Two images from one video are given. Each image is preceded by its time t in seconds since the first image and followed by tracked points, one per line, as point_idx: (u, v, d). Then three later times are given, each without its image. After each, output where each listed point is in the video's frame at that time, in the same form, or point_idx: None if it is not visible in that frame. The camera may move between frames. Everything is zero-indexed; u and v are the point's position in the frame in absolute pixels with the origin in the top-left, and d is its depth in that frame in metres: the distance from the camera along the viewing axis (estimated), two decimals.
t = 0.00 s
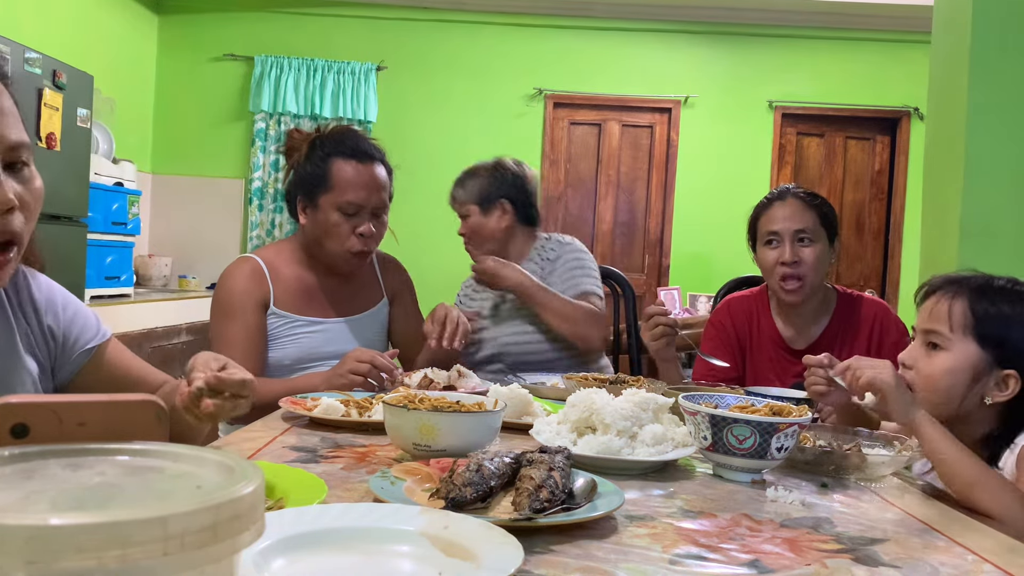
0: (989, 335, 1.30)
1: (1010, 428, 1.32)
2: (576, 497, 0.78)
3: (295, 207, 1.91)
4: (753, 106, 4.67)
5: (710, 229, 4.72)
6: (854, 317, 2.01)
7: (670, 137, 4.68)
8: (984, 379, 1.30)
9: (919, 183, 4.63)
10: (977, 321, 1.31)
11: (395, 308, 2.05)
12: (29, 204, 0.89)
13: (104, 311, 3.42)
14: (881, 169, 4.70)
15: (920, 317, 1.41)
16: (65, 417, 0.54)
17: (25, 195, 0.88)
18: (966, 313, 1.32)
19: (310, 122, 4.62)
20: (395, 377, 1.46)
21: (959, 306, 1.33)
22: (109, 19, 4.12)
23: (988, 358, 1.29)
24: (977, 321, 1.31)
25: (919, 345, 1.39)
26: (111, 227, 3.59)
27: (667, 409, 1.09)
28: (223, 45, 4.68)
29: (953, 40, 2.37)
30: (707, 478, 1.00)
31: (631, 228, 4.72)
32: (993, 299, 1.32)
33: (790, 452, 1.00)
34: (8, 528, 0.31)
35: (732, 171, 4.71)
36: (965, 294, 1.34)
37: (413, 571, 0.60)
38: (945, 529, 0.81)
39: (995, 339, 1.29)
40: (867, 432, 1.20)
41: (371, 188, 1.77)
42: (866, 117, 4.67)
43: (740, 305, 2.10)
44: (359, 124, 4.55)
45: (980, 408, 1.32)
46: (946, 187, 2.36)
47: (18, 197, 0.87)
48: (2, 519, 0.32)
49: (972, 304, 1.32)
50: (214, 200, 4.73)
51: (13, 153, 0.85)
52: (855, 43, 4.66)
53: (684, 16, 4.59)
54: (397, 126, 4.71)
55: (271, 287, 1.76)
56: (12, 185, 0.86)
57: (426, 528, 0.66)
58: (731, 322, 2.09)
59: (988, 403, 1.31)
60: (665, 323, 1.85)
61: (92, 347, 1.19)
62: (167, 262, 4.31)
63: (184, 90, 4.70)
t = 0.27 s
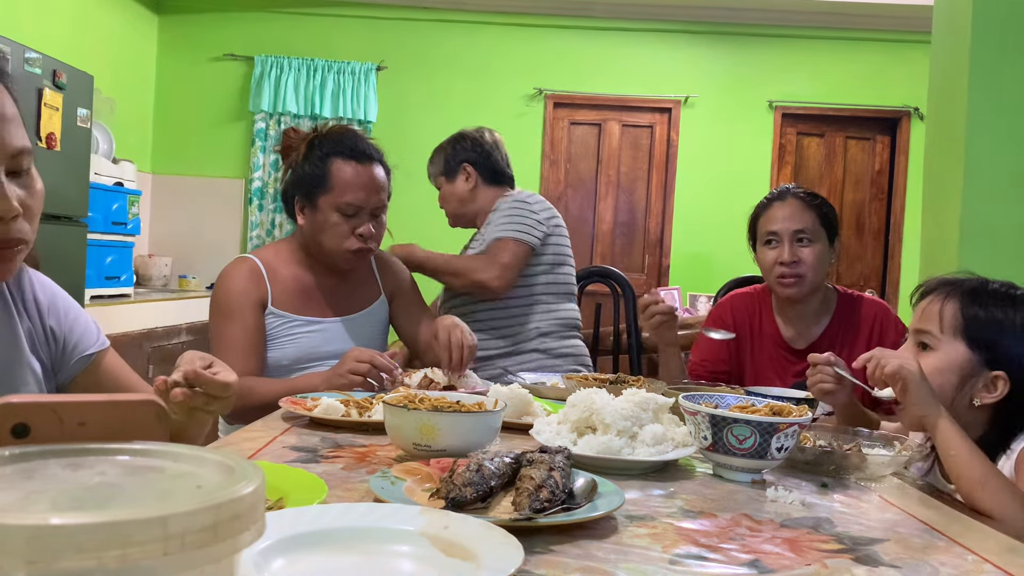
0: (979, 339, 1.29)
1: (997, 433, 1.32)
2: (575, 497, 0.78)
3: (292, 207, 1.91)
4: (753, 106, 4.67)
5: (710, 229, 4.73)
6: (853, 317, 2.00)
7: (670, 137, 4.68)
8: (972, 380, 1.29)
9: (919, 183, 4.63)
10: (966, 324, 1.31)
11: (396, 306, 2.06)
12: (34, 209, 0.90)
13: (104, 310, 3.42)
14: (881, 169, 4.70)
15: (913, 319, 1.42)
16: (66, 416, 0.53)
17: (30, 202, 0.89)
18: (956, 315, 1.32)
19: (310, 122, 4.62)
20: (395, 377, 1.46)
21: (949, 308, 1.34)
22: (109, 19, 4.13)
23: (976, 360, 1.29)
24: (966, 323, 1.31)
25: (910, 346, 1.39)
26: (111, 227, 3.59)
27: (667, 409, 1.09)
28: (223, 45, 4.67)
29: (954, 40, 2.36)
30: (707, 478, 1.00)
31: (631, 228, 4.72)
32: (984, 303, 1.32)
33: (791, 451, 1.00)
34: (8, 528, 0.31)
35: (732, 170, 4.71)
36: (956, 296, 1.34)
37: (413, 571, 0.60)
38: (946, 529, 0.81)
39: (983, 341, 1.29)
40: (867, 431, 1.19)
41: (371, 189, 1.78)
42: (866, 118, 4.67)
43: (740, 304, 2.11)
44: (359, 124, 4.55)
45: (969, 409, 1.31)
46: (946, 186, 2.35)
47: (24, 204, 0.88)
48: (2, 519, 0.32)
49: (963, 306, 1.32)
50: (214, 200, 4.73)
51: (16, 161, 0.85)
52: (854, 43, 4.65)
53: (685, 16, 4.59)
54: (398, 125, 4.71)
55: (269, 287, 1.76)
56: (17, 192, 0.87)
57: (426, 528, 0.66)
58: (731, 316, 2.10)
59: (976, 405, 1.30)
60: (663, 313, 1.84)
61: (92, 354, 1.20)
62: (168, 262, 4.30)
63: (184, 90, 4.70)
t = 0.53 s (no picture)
0: (954, 339, 1.30)
1: (988, 431, 1.30)
2: (576, 497, 0.78)
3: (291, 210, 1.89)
4: (753, 106, 4.67)
5: (711, 229, 4.72)
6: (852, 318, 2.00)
7: (670, 137, 4.68)
8: (954, 381, 1.29)
9: (919, 183, 4.63)
10: (939, 328, 1.32)
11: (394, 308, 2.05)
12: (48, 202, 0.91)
13: (104, 310, 3.42)
14: (881, 169, 4.70)
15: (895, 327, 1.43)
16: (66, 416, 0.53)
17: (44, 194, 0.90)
18: (931, 321, 1.33)
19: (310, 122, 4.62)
20: (395, 377, 1.46)
21: (922, 314, 1.35)
22: (109, 19, 4.13)
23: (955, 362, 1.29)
24: (941, 328, 1.32)
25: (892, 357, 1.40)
26: (111, 227, 3.59)
27: (667, 409, 1.09)
28: (223, 45, 4.68)
29: (953, 40, 2.36)
30: (707, 478, 1.00)
31: (631, 228, 4.72)
32: (956, 305, 1.33)
33: (791, 451, 1.00)
34: (8, 528, 0.31)
35: (732, 170, 4.71)
36: (929, 301, 1.35)
37: (413, 571, 0.60)
38: (946, 529, 0.81)
39: (960, 342, 1.29)
40: (867, 431, 1.19)
41: (377, 193, 1.79)
42: (866, 118, 4.67)
43: (741, 300, 2.13)
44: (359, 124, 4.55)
45: (957, 410, 1.31)
46: (946, 186, 2.35)
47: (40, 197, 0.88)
48: (2, 519, 0.32)
49: (936, 310, 1.34)
50: (214, 200, 4.73)
51: (32, 153, 0.86)
52: (854, 43, 4.65)
53: (685, 16, 4.59)
54: (398, 125, 4.70)
55: (266, 288, 1.76)
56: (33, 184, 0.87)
57: (426, 528, 0.66)
58: (731, 311, 2.12)
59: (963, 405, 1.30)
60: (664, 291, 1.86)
61: (96, 356, 1.21)
62: (167, 262, 4.30)
63: (184, 90, 4.70)
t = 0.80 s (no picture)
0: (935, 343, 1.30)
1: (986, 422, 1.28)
2: (575, 497, 0.78)
3: (292, 208, 1.86)
4: (753, 106, 4.67)
5: (711, 229, 4.72)
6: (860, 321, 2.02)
7: (670, 137, 4.68)
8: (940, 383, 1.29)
9: (919, 182, 4.63)
10: (917, 333, 1.32)
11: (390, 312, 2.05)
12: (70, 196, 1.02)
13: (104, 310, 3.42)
14: (881, 169, 4.71)
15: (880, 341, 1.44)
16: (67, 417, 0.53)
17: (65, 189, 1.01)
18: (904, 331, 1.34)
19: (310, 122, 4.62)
20: (395, 377, 1.46)
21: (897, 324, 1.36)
22: (109, 19, 4.13)
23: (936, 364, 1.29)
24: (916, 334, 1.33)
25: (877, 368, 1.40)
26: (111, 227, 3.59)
27: (667, 409, 1.09)
28: (223, 46, 4.68)
29: (953, 41, 2.36)
30: (707, 478, 1.00)
31: (631, 228, 4.72)
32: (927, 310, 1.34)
33: (791, 451, 1.00)
34: (8, 528, 0.31)
35: (732, 170, 4.71)
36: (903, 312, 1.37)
37: (413, 572, 0.60)
38: (945, 529, 0.81)
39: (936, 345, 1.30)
40: (867, 432, 1.20)
41: (388, 179, 1.91)
42: (866, 118, 4.67)
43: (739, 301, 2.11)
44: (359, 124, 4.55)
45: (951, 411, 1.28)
46: (946, 186, 2.35)
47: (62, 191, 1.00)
48: (2, 518, 0.32)
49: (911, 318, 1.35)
50: (214, 200, 4.73)
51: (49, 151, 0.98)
52: (853, 43, 4.65)
53: (685, 16, 4.59)
54: (398, 125, 4.70)
55: (261, 287, 1.75)
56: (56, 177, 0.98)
57: (426, 528, 0.66)
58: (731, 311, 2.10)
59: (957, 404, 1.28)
60: (667, 309, 1.78)
61: (102, 361, 1.21)
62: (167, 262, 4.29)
63: (184, 90, 4.70)
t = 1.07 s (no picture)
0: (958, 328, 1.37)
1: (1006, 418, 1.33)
2: (575, 497, 0.78)
3: (290, 201, 1.85)
4: (753, 106, 4.67)
5: (711, 229, 4.72)
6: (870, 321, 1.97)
7: (670, 137, 4.68)
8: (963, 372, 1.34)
9: (919, 182, 4.63)
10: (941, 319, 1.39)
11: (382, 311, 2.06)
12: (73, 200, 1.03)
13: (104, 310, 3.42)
14: (881, 169, 4.71)
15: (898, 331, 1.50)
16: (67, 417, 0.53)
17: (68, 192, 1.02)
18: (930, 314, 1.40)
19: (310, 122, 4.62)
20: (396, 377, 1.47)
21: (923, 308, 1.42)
22: (109, 19, 4.13)
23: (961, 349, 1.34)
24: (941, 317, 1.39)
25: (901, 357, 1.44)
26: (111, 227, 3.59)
27: (667, 409, 1.09)
28: (223, 46, 4.68)
29: (953, 41, 2.36)
30: (707, 478, 1.00)
31: (631, 228, 4.72)
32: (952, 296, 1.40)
33: (791, 452, 1.00)
34: (8, 528, 0.31)
35: (732, 169, 4.70)
36: (925, 297, 1.44)
37: (413, 571, 0.60)
38: (945, 529, 0.81)
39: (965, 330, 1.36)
40: (866, 430, 1.21)
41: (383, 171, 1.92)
42: (866, 118, 4.67)
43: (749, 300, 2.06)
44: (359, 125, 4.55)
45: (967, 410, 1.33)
46: (947, 186, 2.35)
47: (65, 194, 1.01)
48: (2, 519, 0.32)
49: (932, 303, 1.42)
50: (214, 200, 4.73)
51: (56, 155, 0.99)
52: (853, 43, 4.65)
53: (685, 16, 4.59)
54: (398, 126, 4.70)
55: (256, 283, 1.74)
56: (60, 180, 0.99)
57: (426, 528, 0.66)
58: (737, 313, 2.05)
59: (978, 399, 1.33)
60: (663, 314, 1.78)
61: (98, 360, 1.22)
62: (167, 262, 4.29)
63: (184, 90, 4.70)
